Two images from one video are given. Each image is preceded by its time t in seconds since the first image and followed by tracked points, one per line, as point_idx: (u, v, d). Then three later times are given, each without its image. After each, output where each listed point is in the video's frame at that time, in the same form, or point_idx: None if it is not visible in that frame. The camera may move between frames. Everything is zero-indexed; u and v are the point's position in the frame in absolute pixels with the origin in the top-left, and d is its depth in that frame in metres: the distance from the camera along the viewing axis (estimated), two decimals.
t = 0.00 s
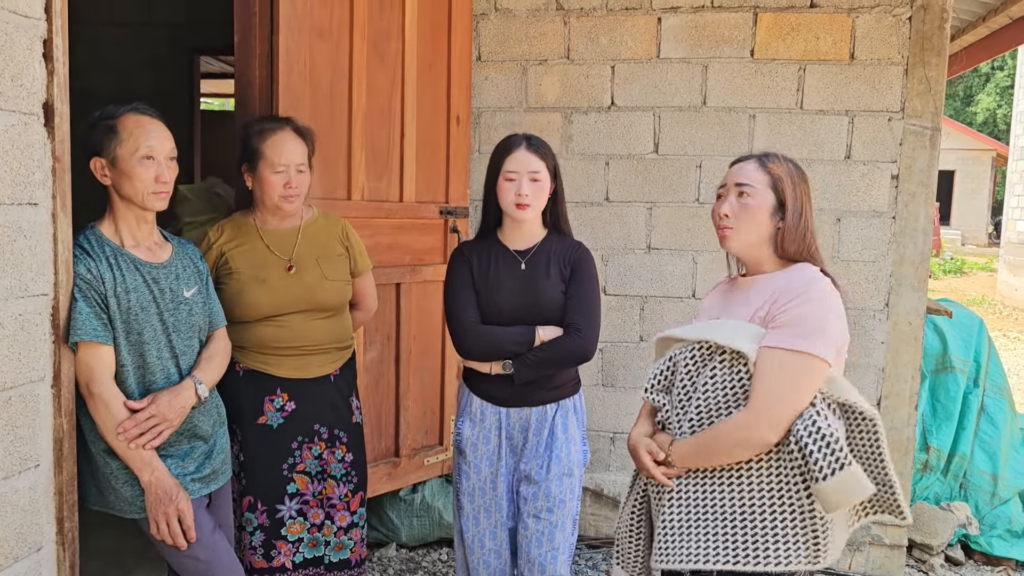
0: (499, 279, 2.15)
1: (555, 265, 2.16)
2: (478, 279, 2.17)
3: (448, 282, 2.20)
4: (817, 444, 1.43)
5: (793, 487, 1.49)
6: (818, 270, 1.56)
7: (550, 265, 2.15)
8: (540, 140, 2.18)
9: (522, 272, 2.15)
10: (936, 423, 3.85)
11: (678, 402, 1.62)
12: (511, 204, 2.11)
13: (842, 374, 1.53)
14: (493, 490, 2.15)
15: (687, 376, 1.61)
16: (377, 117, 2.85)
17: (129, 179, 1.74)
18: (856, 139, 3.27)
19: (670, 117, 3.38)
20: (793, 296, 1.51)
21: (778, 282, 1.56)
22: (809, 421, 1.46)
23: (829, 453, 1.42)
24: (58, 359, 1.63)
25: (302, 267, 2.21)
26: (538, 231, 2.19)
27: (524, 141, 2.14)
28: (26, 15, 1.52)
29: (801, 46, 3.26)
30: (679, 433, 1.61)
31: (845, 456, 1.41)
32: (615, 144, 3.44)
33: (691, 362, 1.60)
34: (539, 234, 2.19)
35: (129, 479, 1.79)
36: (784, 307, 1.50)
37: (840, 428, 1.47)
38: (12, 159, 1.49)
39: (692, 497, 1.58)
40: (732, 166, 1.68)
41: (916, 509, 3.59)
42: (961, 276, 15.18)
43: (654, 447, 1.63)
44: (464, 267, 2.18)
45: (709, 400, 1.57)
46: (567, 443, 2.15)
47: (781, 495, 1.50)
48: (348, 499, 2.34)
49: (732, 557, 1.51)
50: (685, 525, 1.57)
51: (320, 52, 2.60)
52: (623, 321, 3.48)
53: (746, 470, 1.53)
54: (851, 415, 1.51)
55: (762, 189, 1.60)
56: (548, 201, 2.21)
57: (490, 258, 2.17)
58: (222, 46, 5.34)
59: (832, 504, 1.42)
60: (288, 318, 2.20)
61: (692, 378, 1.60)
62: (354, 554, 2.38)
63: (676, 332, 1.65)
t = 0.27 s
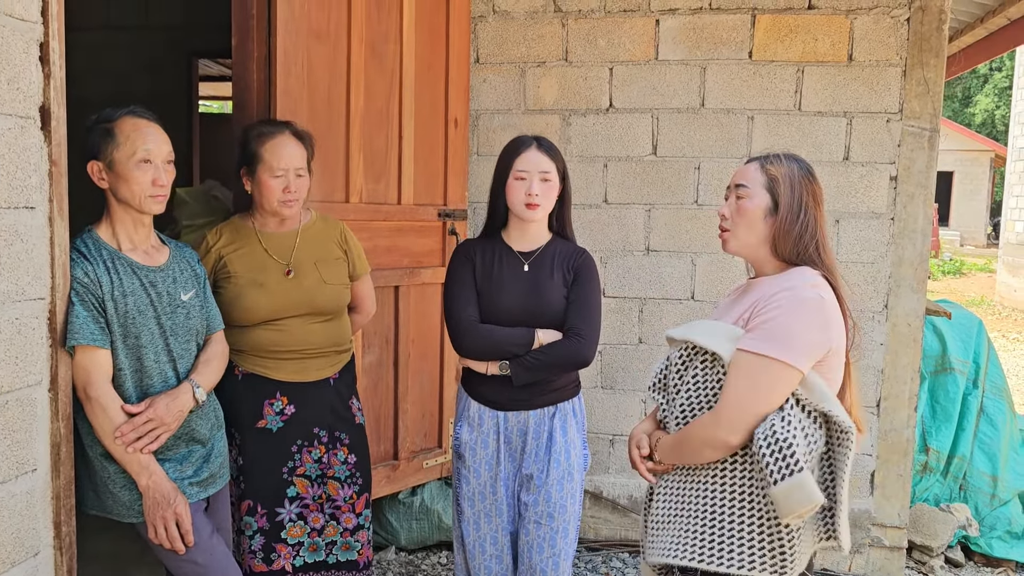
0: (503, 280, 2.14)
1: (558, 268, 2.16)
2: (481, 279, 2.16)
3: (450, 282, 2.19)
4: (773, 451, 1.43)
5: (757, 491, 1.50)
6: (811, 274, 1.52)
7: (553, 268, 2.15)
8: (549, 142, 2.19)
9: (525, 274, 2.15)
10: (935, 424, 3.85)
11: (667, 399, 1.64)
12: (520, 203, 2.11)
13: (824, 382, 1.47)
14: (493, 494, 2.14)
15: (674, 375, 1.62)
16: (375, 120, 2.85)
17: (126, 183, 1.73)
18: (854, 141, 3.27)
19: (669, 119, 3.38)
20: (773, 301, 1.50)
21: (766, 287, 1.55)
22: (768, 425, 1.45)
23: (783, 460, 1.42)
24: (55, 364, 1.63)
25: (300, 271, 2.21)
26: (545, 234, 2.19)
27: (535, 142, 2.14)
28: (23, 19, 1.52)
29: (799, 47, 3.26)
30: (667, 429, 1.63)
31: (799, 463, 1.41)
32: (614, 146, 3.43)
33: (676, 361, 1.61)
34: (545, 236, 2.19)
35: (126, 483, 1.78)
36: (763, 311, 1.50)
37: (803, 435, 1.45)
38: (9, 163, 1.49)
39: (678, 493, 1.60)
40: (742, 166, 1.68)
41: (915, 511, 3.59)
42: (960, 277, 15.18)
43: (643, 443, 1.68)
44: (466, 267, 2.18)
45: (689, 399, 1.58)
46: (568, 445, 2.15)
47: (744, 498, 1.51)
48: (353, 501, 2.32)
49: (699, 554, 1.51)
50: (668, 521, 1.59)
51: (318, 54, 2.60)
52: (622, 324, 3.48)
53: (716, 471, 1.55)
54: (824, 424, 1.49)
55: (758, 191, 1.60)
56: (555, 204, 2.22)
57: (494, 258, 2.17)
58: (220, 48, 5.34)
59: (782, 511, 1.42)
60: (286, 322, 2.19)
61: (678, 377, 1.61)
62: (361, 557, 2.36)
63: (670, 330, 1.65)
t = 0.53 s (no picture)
0: (501, 282, 2.14)
1: (557, 270, 2.16)
2: (479, 281, 2.16)
3: (448, 284, 2.19)
4: (799, 458, 1.42)
5: (779, 496, 1.50)
6: (818, 278, 1.53)
7: (552, 270, 2.15)
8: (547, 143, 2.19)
9: (524, 275, 2.14)
10: (934, 425, 3.85)
11: (676, 406, 1.62)
12: (520, 204, 2.11)
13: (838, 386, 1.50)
14: (489, 498, 2.14)
15: (683, 381, 1.60)
16: (373, 122, 2.85)
17: (123, 186, 1.73)
18: (852, 142, 3.27)
19: (666, 121, 3.38)
20: (787, 306, 1.50)
21: (777, 292, 1.55)
22: (792, 431, 1.45)
23: (810, 467, 1.42)
24: (51, 367, 1.63)
25: (303, 275, 2.21)
26: (543, 235, 2.19)
27: (533, 143, 2.14)
28: (19, 22, 1.51)
29: (797, 49, 3.27)
30: (677, 435, 1.62)
31: (826, 469, 1.41)
32: (612, 148, 3.44)
33: (686, 367, 1.59)
34: (542, 238, 2.19)
35: (124, 486, 1.78)
36: (777, 317, 1.50)
37: (825, 439, 1.46)
38: (5, 167, 1.49)
39: (688, 499, 1.59)
40: (743, 169, 1.68)
41: (914, 512, 3.59)
42: (959, 278, 15.19)
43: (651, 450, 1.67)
44: (464, 269, 2.18)
45: (703, 405, 1.57)
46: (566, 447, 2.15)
47: (765, 503, 1.50)
48: (349, 503, 2.33)
49: (719, 560, 1.50)
50: (678, 527, 1.58)
51: (315, 57, 2.60)
52: (621, 325, 3.48)
53: (735, 476, 1.53)
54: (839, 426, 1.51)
55: (759, 195, 1.60)
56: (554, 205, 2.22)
57: (492, 260, 2.16)
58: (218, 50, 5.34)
59: (808, 516, 1.42)
60: (289, 326, 2.19)
61: (688, 383, 1.60)
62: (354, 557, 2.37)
63: (674, 336, 1.63)
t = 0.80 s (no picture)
0: (499, 284, 2.14)
1: (555, 273, 2.16)
2: (477, 284, 2.16)
3: (446, 287, 2.19)
4: (838, 457, 1.43)
5: (809, 496, 1.50)
6: (822, 281, 1.54)
7: (550, 273, 2.15)
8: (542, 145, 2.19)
9: (521, 278, 2.14)
10: (933, 426, 3.85)
11: (690, 415, 1.61)
12: (516, 206, 2.11)
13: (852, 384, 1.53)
14: (484, 499, 2.14)
15: (699, 390, 1.59)
16: (371, 124, 2.85)
17: (120, 189, 1.73)
18: (850, 143, 3.28)
19: (664, 123, 3.38)
20: (804, 310, 1.48)
21: (785, 295, 1.54)
22: (827, 432, 1.45)
23: (849, 465, 1.42)
24: (49, 370, 1.62)
25: (312, 279, 2.22)
26: (539, 237, 2.19)
27: (528, 145, 2.14)
28: (15, 25, 1.51)
29: (795, 50, 3.27)
30: (691, 445, 1.60)
31: (864, 467, 1.42)
32: (609, 149, 3.44)
33: (702, 376, 1.59)
34: (539, 240, 2.19)
35: (121, 489, 1.78)
36: (795, 321, 1.49)
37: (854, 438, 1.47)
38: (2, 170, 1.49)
39: (700, 506, 1.58)
40: (737, 172, 1.67)
41: (914, 513, 3.58)
42: (958, 278, 15.19)
43: (669, 464, 1.61)
44: (462, 272, 2.17)
45: (722, 413, 1.55)
46: (564, 449, 2.14)
47: (794, 503, 1.50)
48: (347, 502, 2.33)
49: (749, 565, 1.50)
50: (698, 535, 1.56)
51: (313, 59, 2.60)
52: (620, 327, 3.47)
53: (762, 481, 1.52)
54: (855, 422, 1.53)
55: (761, 200, 1.59)
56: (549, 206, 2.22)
57: (490, 262, 2.16)
58: (217, 53, 5.34)
59: (848, 513, 1.43)
60: (296, 329, 2.19)
61: (704, 392, 1.59)
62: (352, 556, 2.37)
63: (682, 344, 1.64)
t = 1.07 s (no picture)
0: (497, 286, 2.14)
1: (553, 274, 2.16)
2: (475, 286, 2.16)
3: (444, 289, 2.19)
4: (841, 451, 1.44)
5: (813, 493, 1.50)
6: (820, 280, 1.56)
7: (548, 274, 2.15)
8: (539, 146, 2.19)
9: (519, 279, 2.15)
10: (932, 427, 3.85)
11: (691, 415, 1.60)
12: (514, 208, 2.11)
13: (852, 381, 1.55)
14: (481, 498, 2.14)
15: (700, 389, 1.59)
16: (370, 125, 2.85)
17: (120, 190, 1.73)
18: (849, 144, 3.28)
19: (664, 123, 3.38)
20: (806, 308, 1.49)
21: (786, 294, 1.54)
22: (830, 429, 1.46)
23: (852, 459, 1.43)
24: (48, 371, 1.62)
25: (322, 280, 2.23)
26: (537, 238, 2.19)
27: (525, 147, 2.14)
28: (15, 26, 1.51)
29: (794, 51, 3.27)
30: (693, 446, 1.59)
31: (867, 462, 1.43)
32: (609, 150, 3.44)
33: (704, 375, 1.58)
34: (537, 241, 2.19)
35: (120, 491, 1.77)
36: (796, 319, 1.49)
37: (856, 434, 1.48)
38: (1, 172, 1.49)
39: (702, 506, 1.57)
40: (735, 174, 1.67)
41: (913, 513, 3.58)
42: (957, 279, 15.19)
43: (671, 465, 1.60)
44: (460, 273, 2.17)
45: (725, 412, 1.55)
46: (562, 449, 2.14)
47: (797, 501, 1.51)
48: (347, 499, 2.33)
49: (752, 565, 1.49)
50: (702, 536, 1.55)
51: (313, 60, 2.60)
52: (620, 328, 3.48)
53: (764, 480, 1.52)
54: (855, 420, 1.54)
55: (764, 202, 1.59)
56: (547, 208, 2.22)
57: (488, 264, 2.17)
58: (216, 54, 5.34)
59: (852, 510, 1.44)
60: (303, 328, 2.21)
61: (706, 391, 1.58)
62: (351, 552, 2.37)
63: (683, 344, 1.63)
